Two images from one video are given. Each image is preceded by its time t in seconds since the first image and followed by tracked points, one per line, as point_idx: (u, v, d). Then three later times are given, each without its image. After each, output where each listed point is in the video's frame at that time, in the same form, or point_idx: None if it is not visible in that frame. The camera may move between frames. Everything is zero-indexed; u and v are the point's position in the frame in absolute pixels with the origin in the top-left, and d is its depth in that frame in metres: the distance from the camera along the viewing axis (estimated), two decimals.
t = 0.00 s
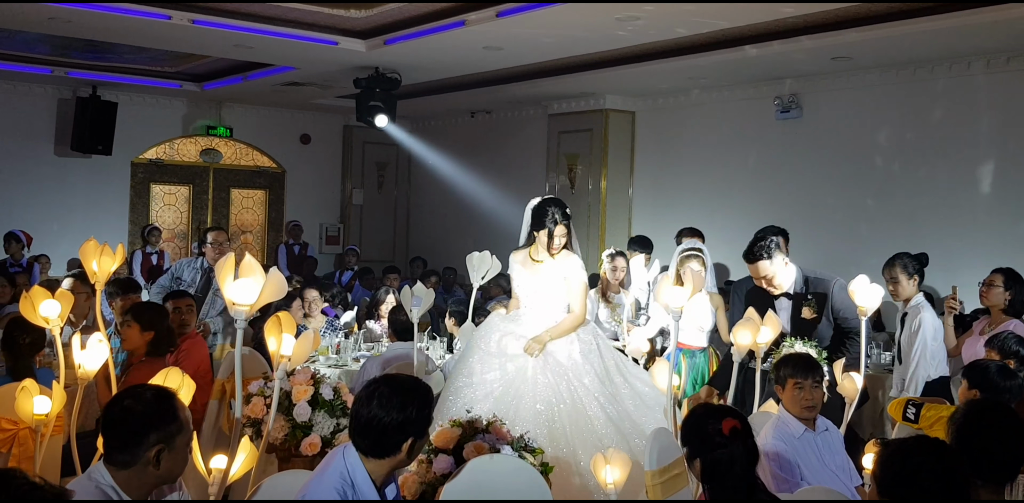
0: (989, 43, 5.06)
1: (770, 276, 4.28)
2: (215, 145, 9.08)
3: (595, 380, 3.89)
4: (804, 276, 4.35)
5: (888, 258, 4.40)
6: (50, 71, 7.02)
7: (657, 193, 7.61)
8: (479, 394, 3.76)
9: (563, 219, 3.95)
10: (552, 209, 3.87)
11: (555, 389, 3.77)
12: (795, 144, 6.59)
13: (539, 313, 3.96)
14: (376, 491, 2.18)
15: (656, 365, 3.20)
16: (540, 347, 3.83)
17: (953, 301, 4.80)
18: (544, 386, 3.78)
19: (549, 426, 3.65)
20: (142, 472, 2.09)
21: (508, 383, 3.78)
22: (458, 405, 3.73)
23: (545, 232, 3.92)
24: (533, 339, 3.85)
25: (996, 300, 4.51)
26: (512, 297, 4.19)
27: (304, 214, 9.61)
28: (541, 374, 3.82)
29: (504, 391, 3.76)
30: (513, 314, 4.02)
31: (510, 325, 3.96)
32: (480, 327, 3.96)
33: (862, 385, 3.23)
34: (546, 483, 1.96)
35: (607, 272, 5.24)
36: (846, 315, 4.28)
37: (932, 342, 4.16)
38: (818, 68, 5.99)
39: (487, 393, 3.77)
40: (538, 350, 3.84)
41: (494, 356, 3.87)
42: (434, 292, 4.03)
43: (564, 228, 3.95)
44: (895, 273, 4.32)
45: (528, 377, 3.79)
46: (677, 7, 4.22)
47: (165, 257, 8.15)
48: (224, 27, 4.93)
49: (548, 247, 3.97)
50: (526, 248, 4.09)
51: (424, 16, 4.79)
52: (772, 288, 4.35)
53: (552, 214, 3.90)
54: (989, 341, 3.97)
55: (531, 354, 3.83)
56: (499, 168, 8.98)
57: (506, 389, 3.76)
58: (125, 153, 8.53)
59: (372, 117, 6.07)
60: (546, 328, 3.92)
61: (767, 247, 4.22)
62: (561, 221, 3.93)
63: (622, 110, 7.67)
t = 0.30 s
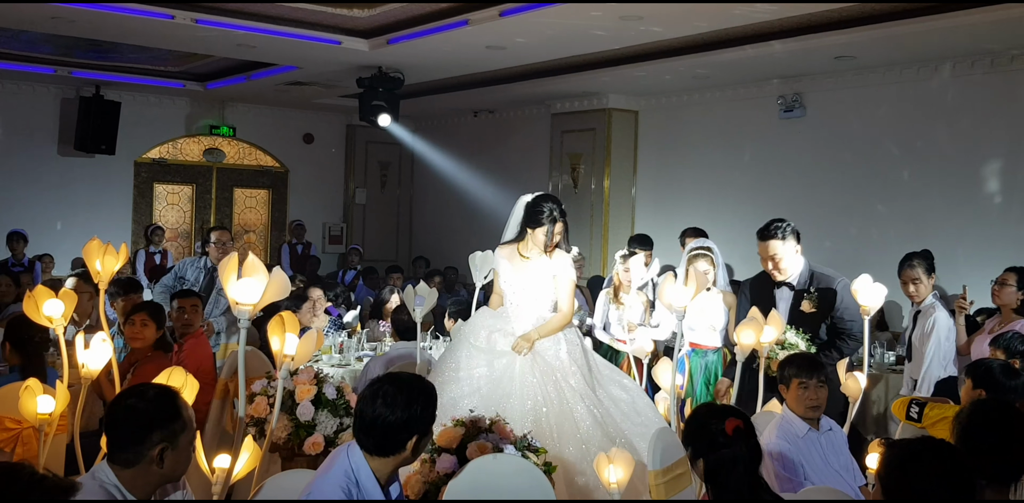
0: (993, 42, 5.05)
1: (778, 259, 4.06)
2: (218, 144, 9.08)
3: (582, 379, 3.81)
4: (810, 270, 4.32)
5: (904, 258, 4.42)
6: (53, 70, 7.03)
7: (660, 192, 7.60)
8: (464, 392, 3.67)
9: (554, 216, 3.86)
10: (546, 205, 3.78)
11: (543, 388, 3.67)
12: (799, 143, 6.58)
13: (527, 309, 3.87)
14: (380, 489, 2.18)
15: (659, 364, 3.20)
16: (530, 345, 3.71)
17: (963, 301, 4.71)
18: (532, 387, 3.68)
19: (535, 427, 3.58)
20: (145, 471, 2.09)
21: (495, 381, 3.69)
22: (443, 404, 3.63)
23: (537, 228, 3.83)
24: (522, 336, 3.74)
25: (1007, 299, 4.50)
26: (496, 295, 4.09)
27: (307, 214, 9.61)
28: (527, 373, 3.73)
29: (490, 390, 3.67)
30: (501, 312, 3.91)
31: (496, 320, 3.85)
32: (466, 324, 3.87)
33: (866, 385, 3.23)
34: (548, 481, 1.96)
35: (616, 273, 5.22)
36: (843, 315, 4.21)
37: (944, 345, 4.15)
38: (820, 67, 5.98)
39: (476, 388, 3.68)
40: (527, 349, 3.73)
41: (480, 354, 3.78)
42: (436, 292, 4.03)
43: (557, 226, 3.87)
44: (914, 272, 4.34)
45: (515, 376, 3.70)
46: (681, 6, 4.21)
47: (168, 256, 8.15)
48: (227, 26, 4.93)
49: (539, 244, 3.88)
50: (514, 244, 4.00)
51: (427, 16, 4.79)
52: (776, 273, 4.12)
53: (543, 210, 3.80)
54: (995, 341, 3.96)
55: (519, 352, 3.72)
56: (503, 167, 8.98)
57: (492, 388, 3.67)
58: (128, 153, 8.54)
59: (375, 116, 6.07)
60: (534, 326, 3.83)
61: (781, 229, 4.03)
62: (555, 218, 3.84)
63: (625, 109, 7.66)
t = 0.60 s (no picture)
0: (997, 42, 5.05)
1: (767, 244, 3.96)
2: (221, 144, 9.09)
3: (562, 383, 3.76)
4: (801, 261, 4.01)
5: (919, 259, 4.46)
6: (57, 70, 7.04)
7: (663, 191, 7.60)
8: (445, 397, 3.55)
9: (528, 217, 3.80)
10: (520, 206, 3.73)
11: (526, 391, 3.62)
12: (802, 142, 6.58)
13: (503, 315, 3.79)
14: (384, 489, 2.19)
15: (662, 364, 3.18)
16: (508, 349, 3.66)
17: (981, 307, 4.41)
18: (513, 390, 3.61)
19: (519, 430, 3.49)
20: (149, 470, 2.09)
21: (476, 385, 3.58)
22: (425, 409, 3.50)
23: (511, 231, 3.77)
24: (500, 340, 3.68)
25: None
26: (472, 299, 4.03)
27: (310, 213, 9.62)
28: (508, 377, 3.65)
29: (471, 395, 3.56)
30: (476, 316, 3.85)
31: (472, 326, 3.78)
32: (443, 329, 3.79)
33: (869, 385, 3.22)
34: (552, 480, 1.97)
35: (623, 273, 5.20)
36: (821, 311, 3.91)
37: (953, 348, 4.15)
38: (824, 66, 5.98)
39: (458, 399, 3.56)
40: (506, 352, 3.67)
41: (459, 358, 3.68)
42: (438, 291, 4.03)
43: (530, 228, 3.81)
44: (930, 272, 4.39)
45: (496, 379, 3.61)
46: (684, 6, 4.21)
47: (172, 256, 8.15)
48: (231, 26, 4.93)
49: (513, 247, 3.81)
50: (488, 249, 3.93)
51: (430, 15, 4.80)
52: (764, 258, 4.02)
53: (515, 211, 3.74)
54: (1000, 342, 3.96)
55: (498, 356, 3.65)
56: (505, 166, 8.98)
57: (474, 393, 3.56)
58: (132, 152, 8.54)
59: (378, 116, 6.07)
60: (512, 330, 3.75)
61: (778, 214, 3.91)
62: (528, 219, 3.79)
63: (627, 109, 7.65)
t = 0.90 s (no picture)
0: (1003, 41, 5.03)
1: (749, 217, 3.96)
2: (226, 144, 9.10)
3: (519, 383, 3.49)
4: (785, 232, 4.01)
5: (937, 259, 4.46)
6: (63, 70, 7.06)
7: (668, 191, 7.59)
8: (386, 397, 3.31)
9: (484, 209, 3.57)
10: (466, 198, 3.48)
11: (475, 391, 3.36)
12: (807, 142, 6.57)
13: (454, 312, 3.53)
14: (389, 489, 2.19)
15: (667, 363, 3.18)
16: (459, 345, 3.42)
17: (1000, 309, 4.34)
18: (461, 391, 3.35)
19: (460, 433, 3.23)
20: (155, 468, 2.10)
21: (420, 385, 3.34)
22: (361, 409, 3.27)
23: (460, 224, 3.54)
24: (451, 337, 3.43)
25: None
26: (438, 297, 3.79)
27: (314, 213, 9.63)
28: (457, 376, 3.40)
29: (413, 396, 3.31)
30: (428, 312, 3.61)
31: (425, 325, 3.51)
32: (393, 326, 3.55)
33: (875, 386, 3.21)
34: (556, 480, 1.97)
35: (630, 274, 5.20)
36: (804, 280, 3.93)
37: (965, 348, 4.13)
38: (829, 66, 5.97)
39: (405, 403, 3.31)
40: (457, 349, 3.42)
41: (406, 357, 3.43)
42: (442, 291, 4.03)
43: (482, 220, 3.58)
44: (943, 271, 4.37)
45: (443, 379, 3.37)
46: (690, 5, 4.19)
47: (177, 255, 8.17)
48: (235, 26, 4.93)
49: (466, 241, 3.58)
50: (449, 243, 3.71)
51: (434, 15, 4.80)
52: (747, 232, 4.02)
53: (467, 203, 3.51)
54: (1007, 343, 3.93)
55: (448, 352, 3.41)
56: (509, 166, 8.98)
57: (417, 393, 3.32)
58: (137, 152, 8.56)
59: (382, 116, 6.07)
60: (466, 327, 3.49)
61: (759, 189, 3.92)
62: (480, 211, 3.55)
63: (632, 109, 7.65)
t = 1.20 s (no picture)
0: (1012, 40, 5.01)
1: (741, 216, 3.89)
2: (234, 144, 9.13)
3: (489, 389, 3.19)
4: (778, 228, 3.98)
5: (962, 259, 4.46)
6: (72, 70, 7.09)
7: (676, 191, 7.58)
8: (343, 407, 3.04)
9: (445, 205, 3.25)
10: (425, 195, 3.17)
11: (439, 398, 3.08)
12: (815, 141, 6.55)
13: (419, 314, 3.23)
14: (397, 489, 2.19)
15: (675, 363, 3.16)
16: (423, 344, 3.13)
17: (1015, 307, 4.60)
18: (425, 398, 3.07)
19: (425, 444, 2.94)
20: (164, 467, 2.11)
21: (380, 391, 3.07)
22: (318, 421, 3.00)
23: (422, 220, 3.22)
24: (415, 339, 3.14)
25: None
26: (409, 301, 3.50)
27: (322, 213, 9.66)
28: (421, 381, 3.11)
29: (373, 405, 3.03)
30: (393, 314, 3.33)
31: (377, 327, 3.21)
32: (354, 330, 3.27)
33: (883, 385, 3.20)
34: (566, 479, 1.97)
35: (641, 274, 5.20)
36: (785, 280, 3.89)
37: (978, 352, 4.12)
38: (838, 65, 5.95)
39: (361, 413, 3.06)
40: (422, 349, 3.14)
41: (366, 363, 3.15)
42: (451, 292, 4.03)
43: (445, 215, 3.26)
44: (968, 272, 4.38)
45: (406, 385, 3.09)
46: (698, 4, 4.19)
47: (185, 255, 8.19)
48: (243, 26, 4.94)
49: (432, 238, 3.26)
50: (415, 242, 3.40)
51: (442, 15, 4.80)
52: (740, 231, 3.95)
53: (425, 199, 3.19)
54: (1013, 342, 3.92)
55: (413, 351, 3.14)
56: (517, 165, 8.99)
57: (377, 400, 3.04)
58: (146, 153, 8.59)
59: (390, 116, 6.07)
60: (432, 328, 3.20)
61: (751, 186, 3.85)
62: (441, 205, 3.24)
63: (640, 108, 7.63)
